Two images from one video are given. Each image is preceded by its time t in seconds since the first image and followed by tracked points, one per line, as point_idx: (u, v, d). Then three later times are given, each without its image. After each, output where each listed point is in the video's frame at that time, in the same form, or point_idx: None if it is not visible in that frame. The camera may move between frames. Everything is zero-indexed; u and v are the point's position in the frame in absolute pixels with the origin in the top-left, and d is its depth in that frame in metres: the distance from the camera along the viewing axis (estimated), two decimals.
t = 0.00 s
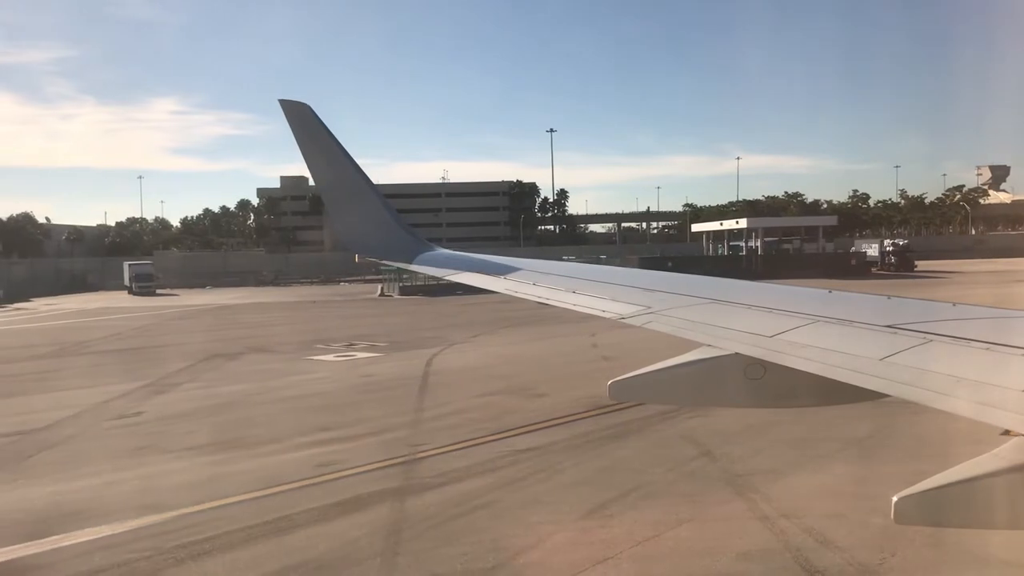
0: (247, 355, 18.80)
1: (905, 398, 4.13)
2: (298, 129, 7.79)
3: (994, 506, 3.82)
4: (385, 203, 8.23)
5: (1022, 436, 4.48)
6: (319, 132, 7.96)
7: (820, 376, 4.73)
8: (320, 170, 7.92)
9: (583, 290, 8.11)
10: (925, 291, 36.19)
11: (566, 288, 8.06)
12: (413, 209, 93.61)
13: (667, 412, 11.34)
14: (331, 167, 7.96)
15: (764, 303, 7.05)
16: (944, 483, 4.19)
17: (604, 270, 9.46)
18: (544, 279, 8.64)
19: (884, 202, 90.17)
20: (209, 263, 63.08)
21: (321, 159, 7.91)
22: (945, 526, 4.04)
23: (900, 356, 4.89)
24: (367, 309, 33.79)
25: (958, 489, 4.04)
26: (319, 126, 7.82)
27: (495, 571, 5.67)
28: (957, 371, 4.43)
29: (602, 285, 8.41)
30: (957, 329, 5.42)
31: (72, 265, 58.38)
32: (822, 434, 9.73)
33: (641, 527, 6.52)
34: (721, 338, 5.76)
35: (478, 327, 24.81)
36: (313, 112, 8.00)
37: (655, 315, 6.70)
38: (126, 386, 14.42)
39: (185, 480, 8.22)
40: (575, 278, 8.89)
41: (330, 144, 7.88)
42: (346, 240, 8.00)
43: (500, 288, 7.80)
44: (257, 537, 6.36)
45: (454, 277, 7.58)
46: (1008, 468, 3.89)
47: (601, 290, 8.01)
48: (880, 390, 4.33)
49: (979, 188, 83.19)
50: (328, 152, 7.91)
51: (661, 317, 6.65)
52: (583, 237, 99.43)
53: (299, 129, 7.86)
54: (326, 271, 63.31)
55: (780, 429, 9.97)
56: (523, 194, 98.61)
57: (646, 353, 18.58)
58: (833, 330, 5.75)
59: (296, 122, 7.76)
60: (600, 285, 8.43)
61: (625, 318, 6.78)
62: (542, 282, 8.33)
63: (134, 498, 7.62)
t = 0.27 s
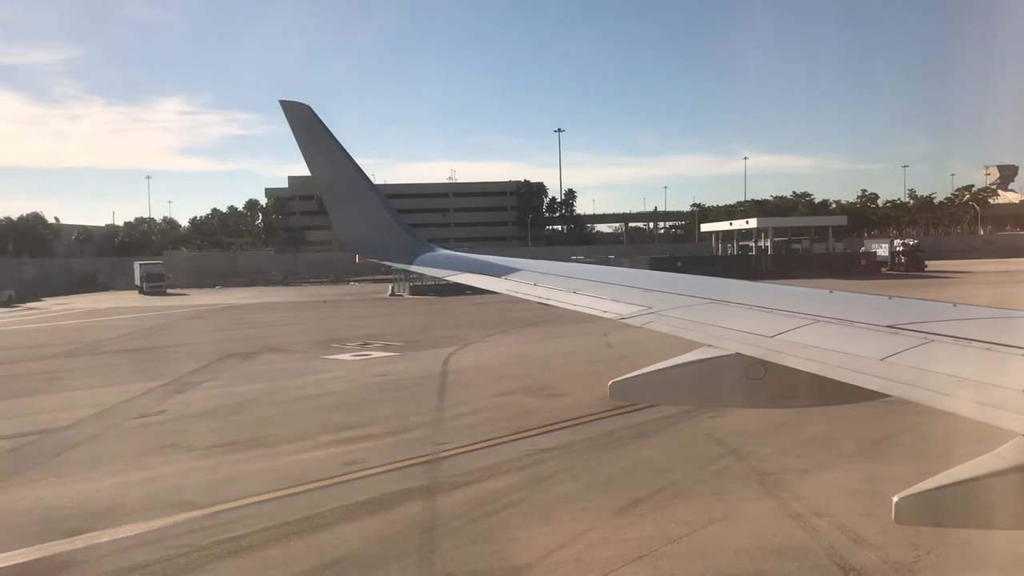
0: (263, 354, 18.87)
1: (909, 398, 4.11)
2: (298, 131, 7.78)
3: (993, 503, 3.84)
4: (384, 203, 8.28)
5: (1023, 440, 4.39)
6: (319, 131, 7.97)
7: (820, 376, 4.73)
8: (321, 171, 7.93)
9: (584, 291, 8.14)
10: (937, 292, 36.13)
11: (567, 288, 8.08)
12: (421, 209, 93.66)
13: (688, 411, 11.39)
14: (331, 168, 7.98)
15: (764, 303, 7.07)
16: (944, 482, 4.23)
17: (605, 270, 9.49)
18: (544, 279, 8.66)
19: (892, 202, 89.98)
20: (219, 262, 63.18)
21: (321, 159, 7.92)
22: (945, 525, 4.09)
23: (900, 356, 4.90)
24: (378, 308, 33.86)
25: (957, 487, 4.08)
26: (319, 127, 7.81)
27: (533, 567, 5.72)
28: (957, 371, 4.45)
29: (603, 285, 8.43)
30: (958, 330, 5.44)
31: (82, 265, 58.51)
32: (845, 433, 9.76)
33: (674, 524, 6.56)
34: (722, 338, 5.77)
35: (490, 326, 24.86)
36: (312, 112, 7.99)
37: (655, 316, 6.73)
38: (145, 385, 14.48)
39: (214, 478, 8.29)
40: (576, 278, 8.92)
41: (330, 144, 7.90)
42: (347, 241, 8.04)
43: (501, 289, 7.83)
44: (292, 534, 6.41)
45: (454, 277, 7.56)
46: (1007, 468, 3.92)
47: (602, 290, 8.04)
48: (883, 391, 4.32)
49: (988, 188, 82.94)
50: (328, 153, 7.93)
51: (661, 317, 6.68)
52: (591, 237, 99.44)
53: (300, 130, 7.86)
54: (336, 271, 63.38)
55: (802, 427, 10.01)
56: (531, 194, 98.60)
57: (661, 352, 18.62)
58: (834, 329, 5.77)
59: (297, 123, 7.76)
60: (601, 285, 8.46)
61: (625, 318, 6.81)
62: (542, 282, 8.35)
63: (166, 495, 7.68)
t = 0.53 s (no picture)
0: (279, 353, 18.92)
1: (906, 399, 4.09)
2: (300, 131, 7.48)
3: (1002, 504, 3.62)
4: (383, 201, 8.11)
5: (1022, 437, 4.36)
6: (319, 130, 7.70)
7: (820, 375, 4.70)
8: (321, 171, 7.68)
9: (584, 290, 8.07)
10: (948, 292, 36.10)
11: (567, 288, 8.04)
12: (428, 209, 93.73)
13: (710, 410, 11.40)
14: (332, 167, 7.75)
15: (764, 303, 7.04)
16: (946, 484, 3.99)
17: (605, 270, 9.46)
18: (544, 279, 8.62)
19: (900, 202, 89.89)
20: (228, 262, 63.30)
21: (322, 159, 7.67)
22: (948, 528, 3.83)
23: (900, 356, 4.87)
24: (390, 308, 33.93)
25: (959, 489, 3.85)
26: (321, 126, 7.53)
27: (568, 564, 5.74)
28: (957, 371, 4.42)
29: (604, 285, 8.39)
30: (957, 330, 5.43)
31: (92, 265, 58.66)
32: (868, 432, 9.77)
33: (705, 523, 6.57)
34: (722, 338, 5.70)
35: (503, 326, 24.90)
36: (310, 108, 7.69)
37: (656, 315, 6.68)
38: (165, 384, 14.55)
39: (242, 477, 8.32)
40: (577, 277, 8.88)
41: (331, 144, 7.63)
42: (348, 243, 7.87)
43: (501, 288, 7.79)
44: (325, 532, 6.43)
45: (454, 277, 7.46)
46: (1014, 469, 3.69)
47: (602, 290, 8.00)
48: (883, 391, 4.29)
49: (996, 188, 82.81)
50: (329, 152, 7.68)
51: (661, 317, 6.63)
52: (598, 237, 99.46)
53: (300, 129, 7.56)
54: (345, 271, 63.46)
55: (824, 427, 10.02)
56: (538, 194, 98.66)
57: (676, 352, 18.64)
58: (835, 330, 5.74)
59: (298, 123, 7.47)
60: (601, 285, 8.42)
61: (625, 318, 6.75)
62: (543, 282, 8.31)
63: (196, 494, 7.71)
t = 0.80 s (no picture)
0: (295, 353, 19.04)
1: (907, 398, 4.11)
2: (299, 131, 7.48)
3: (1000, 505, 3.61)
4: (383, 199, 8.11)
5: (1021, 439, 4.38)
6: (319, 130, 7.68)
7: (820, 375, 4.69)
8: (321, 172, 7.68)
9: (583, 291, 8.07)
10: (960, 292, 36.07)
11: (567, 288, 8.04)
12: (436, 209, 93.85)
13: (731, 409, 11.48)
14: (331, 167, 7.75)
15: (764, 303, 7.06)
16: (944, 484, 3.97)
17: (604, 270, 9.46)
18: (545, 279, 8.63)
19: (908, 202, 89.72)
20: (237, 263, 63.47)
21: (321, 160, 7.66)
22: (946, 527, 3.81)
23: (899, 356, 4.89)
24: (401, 308, 34.06)
25: (957, 489, 3.84)
26: (321, 127, 7.53)
27: (604, 561, 5.79)
28: (956, 371, 4.44)
29: (604, 285, 8.40)
30: (957, 330, 5.45)
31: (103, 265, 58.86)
32: (891, 431, 9.83)
33: (736, 520, 6.63)
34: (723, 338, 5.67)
35: (516, 326, 24.98)
36: (310, 108, 7.67)
37: (656, 315, 6.66)
38: (185, 383, 14.62)
39: (271, 473, 8.39)
40: (577, 278, 8.88)
41: (331, 144, 7.62)
42: (348, 243, 7.89)
43: (502, 288, 7.79)
44: (361, 528, 6.50)
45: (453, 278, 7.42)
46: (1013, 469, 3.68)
47: (602, 290, 8.00)
48: (884, 390, 4.30)
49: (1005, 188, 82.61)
50: (329, 153, 7.67)
51: (662, 317, 6.60)
52: (605, 237, 99.50)
53: (300, 130, 7.54)
54: (354, 271, 63.57)
55: (845, 426, 10.06)
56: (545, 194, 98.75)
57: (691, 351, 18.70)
58: (836, 330, 5.75)
59: (298, 124, 7.47)
60: (601, 285, 8.42)
61: (626, 318, 6.73)
62: (543, 281, 8.31)
63: (228, 489, 7.80)
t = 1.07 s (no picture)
0: (311, 352, 19.10)
1: (908, 398, 4.12)
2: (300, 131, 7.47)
3: (997, 506, 3.59)
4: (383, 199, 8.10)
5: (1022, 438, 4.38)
6: (319, 129, 7.67)
7: (822, 376, 4.69)
8: (320, 170, 7.67)
9: (583, 290, 8.05)
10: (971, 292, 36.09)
11: (568, 287, 8.03)
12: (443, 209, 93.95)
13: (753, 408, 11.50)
14: (331, 167, 7.73)
15: (765, 302, 7.04)
16: (944, 485, 3.95)
17: (605, 270, 9.44)
18: (547, 279, 8.61)
19: (917, 201, 89.61)
20: (246, 262, 63.59)
21: (321, 160, 7.66)
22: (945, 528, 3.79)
23: (900, 356, 4.88)
24: (412, 307, 34.14)
25: (956, 491, 3.83)
26: (321, 126, 7.53)
27: (640, 559, 5.81)
28: (957, 371, 4.44)
29: (605, 284, 8.37)
30: (958, 330, 5.45)
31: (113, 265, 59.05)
32: (915, 430, 9.84)
33: (768, 518, 6.65)
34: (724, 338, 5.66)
35: (528, 325, 25.04)
36: (310, 107, 7.67)
37: (656, 315, 6.64)
38: (204, 382, 14.66)
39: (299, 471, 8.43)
40: (578, 277, 8.85)
41: (331, 144, 7.61)
42: (349, 242, 7.87)
43: (502, 288, 7.78)
44: (395, 526, 6.54)
45: (453, 277, 7.39)
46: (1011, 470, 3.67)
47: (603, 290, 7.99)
48: (884, 390, 4.30)
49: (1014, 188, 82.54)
50: (329, 152, 7.66)
51: (662, 317, 6.59)
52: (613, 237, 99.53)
53: (300, 128, 7.54)
54: (362, 271, 63.67)
55: (869, 426, 10.07)
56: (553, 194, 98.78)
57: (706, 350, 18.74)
58: (838, 330, 5.74)
59: (298, 122, 7.47)
60: (603, 285, 8.40)
61: (626, 317, 6.71)
62: (544, 281, 8.30)
63: (259, 487, 7.84)
